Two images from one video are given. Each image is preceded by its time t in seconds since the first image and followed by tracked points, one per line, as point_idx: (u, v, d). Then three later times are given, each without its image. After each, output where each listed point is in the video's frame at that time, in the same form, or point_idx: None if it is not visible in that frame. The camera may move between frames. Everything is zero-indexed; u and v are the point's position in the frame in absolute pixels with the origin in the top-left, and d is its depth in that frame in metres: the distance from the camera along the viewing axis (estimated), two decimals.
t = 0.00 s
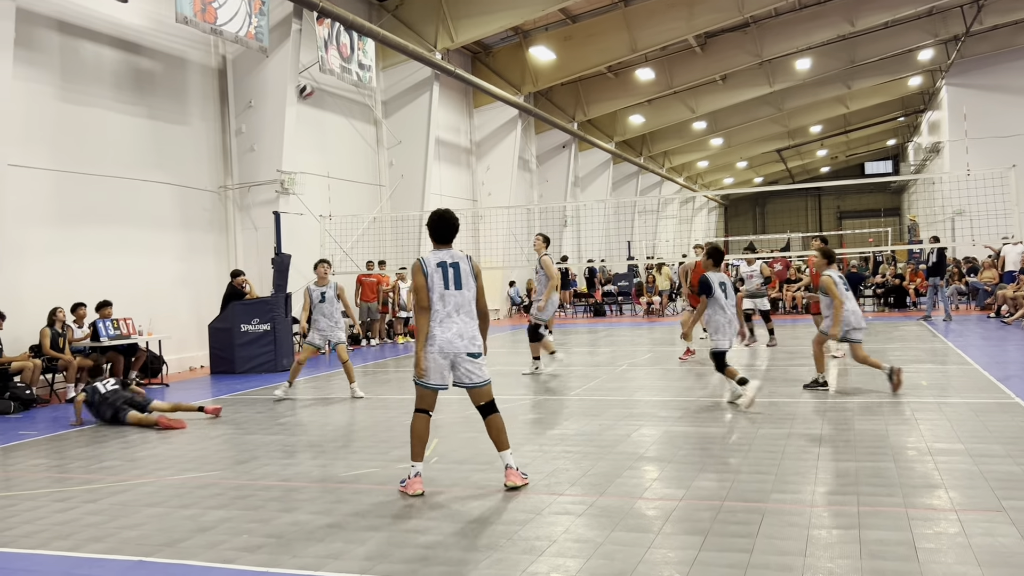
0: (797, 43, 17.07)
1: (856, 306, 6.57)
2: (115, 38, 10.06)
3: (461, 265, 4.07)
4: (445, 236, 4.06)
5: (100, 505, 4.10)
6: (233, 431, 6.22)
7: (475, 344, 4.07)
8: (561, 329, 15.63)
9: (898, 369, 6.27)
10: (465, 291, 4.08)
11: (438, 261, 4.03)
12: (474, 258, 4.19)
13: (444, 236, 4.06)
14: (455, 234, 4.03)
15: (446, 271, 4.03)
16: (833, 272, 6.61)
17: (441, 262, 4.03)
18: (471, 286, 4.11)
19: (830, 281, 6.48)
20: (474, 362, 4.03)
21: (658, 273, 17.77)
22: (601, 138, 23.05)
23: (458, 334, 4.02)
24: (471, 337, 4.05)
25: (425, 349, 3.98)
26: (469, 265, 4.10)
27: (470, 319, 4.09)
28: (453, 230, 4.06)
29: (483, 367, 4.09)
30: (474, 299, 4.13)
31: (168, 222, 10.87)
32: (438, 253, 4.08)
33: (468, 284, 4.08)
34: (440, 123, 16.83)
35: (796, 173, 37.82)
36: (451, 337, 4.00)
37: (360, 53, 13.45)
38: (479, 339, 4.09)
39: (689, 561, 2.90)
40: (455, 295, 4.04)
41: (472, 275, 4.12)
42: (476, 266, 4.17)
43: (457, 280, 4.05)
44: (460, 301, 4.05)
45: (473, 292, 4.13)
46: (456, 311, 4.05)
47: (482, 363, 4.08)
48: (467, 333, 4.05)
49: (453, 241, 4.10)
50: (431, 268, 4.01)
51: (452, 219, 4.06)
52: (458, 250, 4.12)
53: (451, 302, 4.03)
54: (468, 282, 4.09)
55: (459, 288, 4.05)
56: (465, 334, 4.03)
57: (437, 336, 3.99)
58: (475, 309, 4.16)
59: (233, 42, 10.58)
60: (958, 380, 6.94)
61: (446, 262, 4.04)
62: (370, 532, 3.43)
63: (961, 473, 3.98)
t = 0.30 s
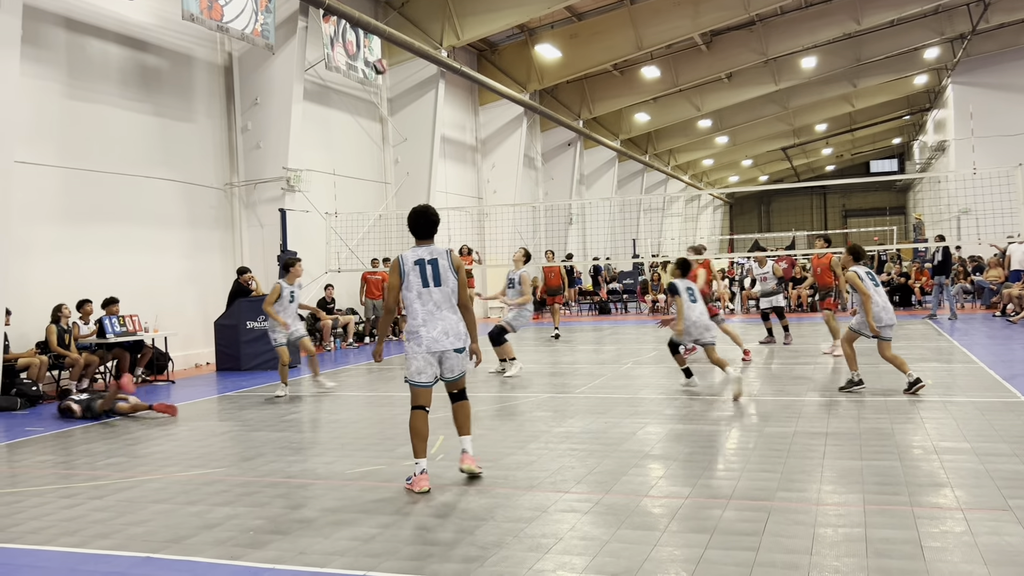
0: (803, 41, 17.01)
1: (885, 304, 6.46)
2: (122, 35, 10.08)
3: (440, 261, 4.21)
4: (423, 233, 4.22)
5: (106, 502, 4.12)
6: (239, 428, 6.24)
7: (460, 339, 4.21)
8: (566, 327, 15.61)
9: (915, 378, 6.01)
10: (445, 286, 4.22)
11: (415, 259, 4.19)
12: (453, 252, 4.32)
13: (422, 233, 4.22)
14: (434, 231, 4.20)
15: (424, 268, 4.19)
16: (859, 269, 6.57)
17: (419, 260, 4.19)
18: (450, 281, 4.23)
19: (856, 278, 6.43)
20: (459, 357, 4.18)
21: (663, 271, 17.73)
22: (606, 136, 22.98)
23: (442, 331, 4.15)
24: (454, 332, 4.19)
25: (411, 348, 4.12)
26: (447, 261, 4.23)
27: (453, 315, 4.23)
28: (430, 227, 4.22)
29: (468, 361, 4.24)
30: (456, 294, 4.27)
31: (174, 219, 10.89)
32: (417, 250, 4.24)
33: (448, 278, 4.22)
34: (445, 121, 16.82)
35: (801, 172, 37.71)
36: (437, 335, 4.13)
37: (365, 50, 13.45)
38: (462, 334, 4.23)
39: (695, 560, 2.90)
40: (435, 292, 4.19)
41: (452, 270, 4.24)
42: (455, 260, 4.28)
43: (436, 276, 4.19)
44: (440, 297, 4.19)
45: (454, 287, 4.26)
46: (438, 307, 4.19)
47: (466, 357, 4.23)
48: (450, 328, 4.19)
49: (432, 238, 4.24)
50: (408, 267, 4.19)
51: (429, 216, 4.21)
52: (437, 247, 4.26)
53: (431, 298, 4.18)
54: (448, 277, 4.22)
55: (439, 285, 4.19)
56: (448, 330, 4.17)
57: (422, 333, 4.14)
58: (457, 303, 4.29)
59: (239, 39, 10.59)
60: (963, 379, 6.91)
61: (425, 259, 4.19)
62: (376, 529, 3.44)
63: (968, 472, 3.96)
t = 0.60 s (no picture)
0: (802, 41, 17.02)
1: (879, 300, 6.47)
2: (120, 32, 10.06)
3: (436, 264, 4.23)
4: (424, 238, 4.26)
5: (107, 499, 4.12)
6: (238, 426, 6.24)
7: (454, 339, 4.23)
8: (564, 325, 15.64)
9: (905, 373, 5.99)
10: (441, 289, 4.23)
11: (412, 262, 4.24)
12: (451, 256, 4.33)
13: (422, 237, 4.26)
14: (436, 236, 4.24)
15: (421, 270, 4.22)
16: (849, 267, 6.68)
17: (416, 262, 4.23)
18: (447, 284, 4.24)
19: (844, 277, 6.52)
20: (453, 356, 4.19)
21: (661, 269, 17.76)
22: (605, 135, 23.00)
23: (437, 330, 4.17)
24: (448, 333, 4.21)
25: (405, 347, 4.16)
26: (444, 264, 4.25)
27: (448, 315, 4.24)
28: (431, 232, 4.25)
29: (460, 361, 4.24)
30: (452, 296, 4.27)
31: (172, 217, 10.88)
32: (417, 254, 4.29)
33: (444, 281, 4.23)
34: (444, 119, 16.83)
35: (799, 171, 37.77)
36: (431, 335, 4.15)
37: (365, 48, 13.44)
38: (457, 334, 4.24)
39: (696, 558, 2.91)
40: (430, 293, 4.21)
41: (448, 273, 4.24)
42: (453, 264, 4.30)
43: (432, 278, 4.21)
44: (436, 299, 4.21)
45: (450, 289, 4.26)
46: (433, 307, 4.20)
47: (459, 357, 4.23)
48: (445, 328, 4.20)
49: (432, 242, 4.28)
50: (405, 269, 4.24)
51: (430, 222, 4.25)
52: (435, 250, 4.29)
53: (426, 299, 4.21)
54: (443, 280, 4.23)
55: (434, 286, 4.21)
56: (441, 330, 4.18)
57: (416, 332, 4.16)
58: (453, 305, 4.30)
59: (238, 37, 10.57)
60: (960, 378, 6.94)
61: (421, 261, 4.23)
62: (377, 527, 3.45)
63: (966, 471, 3.98)
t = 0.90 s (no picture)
0: (793, 41, 17.10)
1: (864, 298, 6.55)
2: (112, 29, 10.00)
3: (435, 259, 4.26)
4: (426, 232, 4.27)
5: (99, 497, 4.10)
6: (230, 424, 6.23)
7: (448, 334, 4.24)
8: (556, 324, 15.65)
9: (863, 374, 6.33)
10: (438, 283, 4.26)
11: (413, 255, 4.28)
12: (452, 252, 4.34)
13: (426, 232, 4.28)
14: (438, 231, 4.25)
15: (420, 264, 4.26)
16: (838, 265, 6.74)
17: (417, 256, 4.27)
18: (444, 279, 4.27)
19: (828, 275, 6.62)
20: (445, 350, 4.21)
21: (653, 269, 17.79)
22: (597, 134, 23.03)
23: (430, 324, 4.20)
24: (442, 326, 4.23)
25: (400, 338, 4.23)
26: (444, 260, 4.27)
27: (444, 309, 4.27)
28: (434, 227, 4.25)
29: (453, 356, 4.25)
30: (449, 292, 4.29)
31: (163, 215, 10.82)
32: (419, 248, 4.32)
33: (441, 276, 4.26)
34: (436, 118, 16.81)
35: (789, 171, 37.93)
36: (424, 328, 4.20)
37: (357, 46, 13.40)
38: (451, 329, 4.26)
39: (689, 554, 2.93)
40: (427, 287, 4.24)
41: (446, 269, 4.27)
42: (453, 260, 4.31)
43: (430, 273, 4.24)
44: (432, 293, 4.24)
45: (447, 284, 4.29)
46: (429, 301, 4.24)
47: (451, 352, 4.24)
48: (439, 323, 4.23)
49: (435, 237, 4.29)
50: (406, 262, 4.28)
51: (433, 217, 4.25)
52: (437, 246, 4.31)
53: (423, 292, 4.24)
54: (441, 275, 4.26)
55: (432, 281, 4.24)
56: (436, 324, 4.21)
57: (411, 324, 4.22)
58: (450, 300, 4.32)
59: (230, 34, 10.52)
60: (950, 377, 7.00)
61: (421, 255, 4.27)
62: (371, 525, 3.45)
63: (956, 469, 4.02)
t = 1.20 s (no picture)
0: (778, 41, 17.22)
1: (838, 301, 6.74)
2: (96, 25, 9.89)
3: (421, 258, 4.26)
4: (409, 232, 4.25)
5: (83, 497, 4.05)
6: (215, 423, 6.18)
7: (433, 332, 4.24)
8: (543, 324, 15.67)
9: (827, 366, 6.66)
10: (424, 282, 4.26)
11: (399, 255, 4.27)
12: (439, 251, 4.34)
13: (411, 232, 4.27)
14: (423, 230, 4.25)
15: (406, 263, 4.25)
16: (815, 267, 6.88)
17: (403, 255, 4.26)
18: (431, 278, 4.28)
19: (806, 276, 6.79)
20: (431, 348, 4.21)
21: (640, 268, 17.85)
22: (583, 133, 23.08)
23: (416, 322, 4.21)
24: (428, 325, 4.23)
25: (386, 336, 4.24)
26: (430, 259, 4.28)
27: (429, 308, 4.27)
28: (420, 226, 4.26)
29: (438, 354, 4.25)
30: (435, 290, 4.30)
31: (148, 213, 10.71)
32: (406, 248, 4.32)
33: (427, 275, 4.26)
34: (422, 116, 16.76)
35: (774, 171, 38.22)
36: (409, 326, 4.21)
37: (343, 44, 13.34)
38: (437, 328, 4.26)
39: (676, 553, 2.94)
40: (413, 286, 4.25)
41: (433, 268, 4.28)
42: (439, 259, 4.32)
43: (416, 271, 4.25)
44: (418, 291, 4.24)
45: (434, 283, 4.29)
46: (414, 300, 4.24)
47: (437, 350, 4.24)
48: (424, 321, 4.23)
49: (421, 237, 4.29)
50: (392, 261, 4.27)
51: (417, 216, 4.25)
52: (423, 245, 4.31)
53: (409, 291, 4.24)
54: (427, 273, 4.26)
55: (418, 279, 4.25)
56: (421, 322, 4.22)
57: (397, 323, 4.23)
58: (436, 299, 4.32)
59: (216, 31, 10.43)
60: (933, 377, 7.08)
61: (407, 254, 4.26)
62: (358, 524, 3.44)
63: (941, 467, 4.06)
